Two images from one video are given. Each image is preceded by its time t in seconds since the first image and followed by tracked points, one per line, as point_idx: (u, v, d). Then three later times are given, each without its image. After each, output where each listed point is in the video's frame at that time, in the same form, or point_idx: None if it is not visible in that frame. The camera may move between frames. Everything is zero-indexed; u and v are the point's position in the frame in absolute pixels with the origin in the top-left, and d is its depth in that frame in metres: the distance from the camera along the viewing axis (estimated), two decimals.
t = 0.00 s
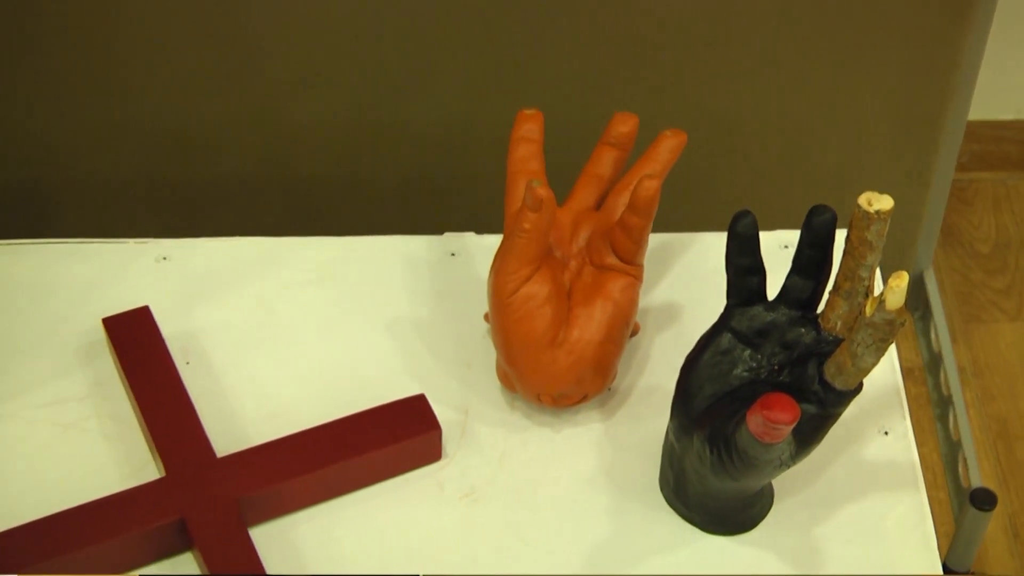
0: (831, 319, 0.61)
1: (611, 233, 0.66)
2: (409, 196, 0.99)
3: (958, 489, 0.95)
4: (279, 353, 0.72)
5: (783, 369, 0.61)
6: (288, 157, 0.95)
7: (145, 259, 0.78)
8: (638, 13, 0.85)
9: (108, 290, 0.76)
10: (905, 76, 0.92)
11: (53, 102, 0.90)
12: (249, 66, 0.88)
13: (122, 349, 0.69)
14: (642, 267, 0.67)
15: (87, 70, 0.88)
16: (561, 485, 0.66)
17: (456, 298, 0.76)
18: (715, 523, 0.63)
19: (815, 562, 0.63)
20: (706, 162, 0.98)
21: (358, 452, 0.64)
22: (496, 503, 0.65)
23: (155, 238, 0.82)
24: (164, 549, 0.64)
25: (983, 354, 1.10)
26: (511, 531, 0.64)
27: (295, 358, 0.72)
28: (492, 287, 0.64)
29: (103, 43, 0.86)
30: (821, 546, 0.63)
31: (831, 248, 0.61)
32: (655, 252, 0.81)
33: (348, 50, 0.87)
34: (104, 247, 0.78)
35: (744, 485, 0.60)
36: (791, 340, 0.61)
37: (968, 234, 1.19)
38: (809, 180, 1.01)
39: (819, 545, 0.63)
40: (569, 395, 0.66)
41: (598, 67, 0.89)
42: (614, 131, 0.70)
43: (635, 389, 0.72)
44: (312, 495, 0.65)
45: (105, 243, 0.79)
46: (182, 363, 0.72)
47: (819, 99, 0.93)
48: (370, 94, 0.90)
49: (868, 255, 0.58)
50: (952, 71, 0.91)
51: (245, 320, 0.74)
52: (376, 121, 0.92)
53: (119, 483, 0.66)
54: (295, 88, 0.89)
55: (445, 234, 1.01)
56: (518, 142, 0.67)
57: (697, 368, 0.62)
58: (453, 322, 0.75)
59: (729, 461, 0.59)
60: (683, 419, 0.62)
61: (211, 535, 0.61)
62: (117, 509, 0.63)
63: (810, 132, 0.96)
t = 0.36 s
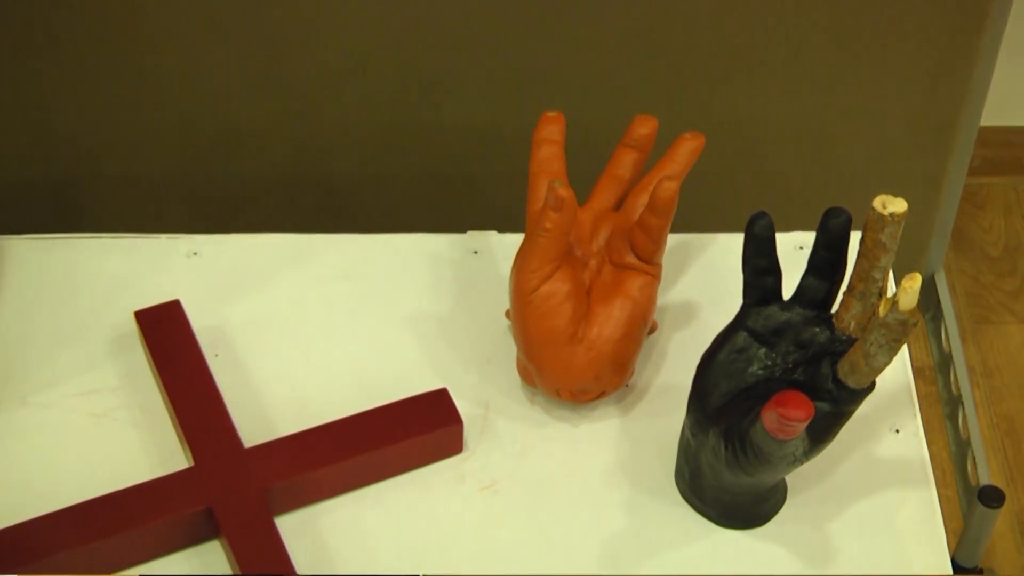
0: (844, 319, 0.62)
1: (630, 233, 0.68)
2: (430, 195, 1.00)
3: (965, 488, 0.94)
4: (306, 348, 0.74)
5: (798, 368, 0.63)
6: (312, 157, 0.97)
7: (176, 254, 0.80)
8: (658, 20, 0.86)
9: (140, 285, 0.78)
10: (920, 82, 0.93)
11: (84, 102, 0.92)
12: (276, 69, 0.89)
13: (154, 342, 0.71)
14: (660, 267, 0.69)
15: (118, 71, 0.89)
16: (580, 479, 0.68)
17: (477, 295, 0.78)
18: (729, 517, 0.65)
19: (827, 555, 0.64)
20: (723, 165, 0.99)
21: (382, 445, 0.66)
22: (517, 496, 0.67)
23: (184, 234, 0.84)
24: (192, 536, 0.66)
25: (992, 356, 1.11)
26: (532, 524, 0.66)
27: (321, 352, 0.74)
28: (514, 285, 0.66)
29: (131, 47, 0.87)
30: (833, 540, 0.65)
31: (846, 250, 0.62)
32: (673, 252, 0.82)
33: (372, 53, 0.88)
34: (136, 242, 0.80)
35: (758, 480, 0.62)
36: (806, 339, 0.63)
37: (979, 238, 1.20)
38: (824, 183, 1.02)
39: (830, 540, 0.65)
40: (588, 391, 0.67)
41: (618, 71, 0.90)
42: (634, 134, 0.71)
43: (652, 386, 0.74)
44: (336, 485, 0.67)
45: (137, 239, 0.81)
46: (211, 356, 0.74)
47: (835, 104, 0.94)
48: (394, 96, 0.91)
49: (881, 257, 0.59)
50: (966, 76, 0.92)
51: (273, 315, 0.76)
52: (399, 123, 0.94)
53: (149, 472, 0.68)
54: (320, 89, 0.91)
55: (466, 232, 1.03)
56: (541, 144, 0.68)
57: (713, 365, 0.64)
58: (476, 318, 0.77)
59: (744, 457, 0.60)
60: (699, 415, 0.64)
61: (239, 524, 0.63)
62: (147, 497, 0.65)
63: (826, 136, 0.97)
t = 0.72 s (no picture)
0: (854, 319, 0.63)
1: (645, 233, 0.69)
2: (447, 194, 1.02)
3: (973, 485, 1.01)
4: (326, 343, 0.76)
5: (808, 366, 0.64)
6: (331, 156, 0.98)
7: (201, 251, 0.81)
8: (673, 23, 0.88)
9: (166, 281, 0.80)
10: (932, 85, 0.94)
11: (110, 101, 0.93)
12: (298, 69, 0.91)
13: (180, 336, 0.73)
14: (674, 267, 0.70)
15: (144, 71, 0.91)
16: (594, 474, 0.70)
17: (494, 293, 0.80)
18: (740, 512, 0.66)
19: (835, 550, 0.66)
20: (736, 167, 1.01)
21: (401, 438, 0.68)
22: (532, 489, 0.69)
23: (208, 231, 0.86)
24: (214, 526, 0.67)
25: (998, 357, 1.12)
26: (547, 517, 0.67)
27: (341, 348, 0.76)
28: (531, 283, 0.67)
29: (156, 48, 0.89)
30: (841, 535, 0.66)
31: (856, 252, 0.64)
32: (686, 252, 0.84)
33: (393, 55, 0.90)
34: (162, 239, 0.82)
35: (767, 476, 0.63)
36: (816, 339, 0.64)
37: (985, 240, 1.21)
38: (836, 185, 1.03)
39: (838, 536, 0.66)
40: (602, 388, 0.69)
41: (634, 73, 0.92)
42: (649, 136, 0.73)
43: (664, 383, 0.75)
44: (355, 477, 0.68)
45: (162, 235, 0.83)
46: (235, 351, 0.75)
47: (848, 106, 0.96)
48: (414, 96, 0.93)
49: (891, 259, 0.60)
50: (976, 79, 0.94)
51: (294, 311, 0.78)
52: (418, 123, 0.95)
53: (174, 463, 0.70)
54: (341, 89, 0.92)
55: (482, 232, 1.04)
56: (558, 145, 0.70)
57: (725, 363, 0.65)
58: (492, 315, 0.78)
59: (755, 453, 0.62)
60: (711, 412, 0.65)
61: (261, 515, 0.65)
62: (170, 489, 0.67)
63: (839, 139, 0.99)
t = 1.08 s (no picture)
0: (866, 321, 0.65)
1: (661, 235, 0.71)
2: (467, 195, 1.04)
3: (979, 483, 1.05)
4: (350, 339, 0.78)
5: (820, 366, 0.65)
6: (354, 157, 1.00)
7: (229, 248, 0.83)
8: (690, 28, 0.90)
9: (195, 277, 0.82)
10: (944, 89, 0.96)
11: (141, 100, 0.96)
12: (324, 70, 0.93)
13: (209, 331, 0.75)
14: (689, 268, 0.72)
15: (175, 71, 0.94)
16: (610, 469, 0.71)
17: (513, 291, 0.82)
18: (751, 507, 0.68)
19: (844, 545, 0.67)
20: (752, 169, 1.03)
21: (423, 432, 0.70)
22: (549, 483, 0.71)
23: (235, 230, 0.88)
24: (240, 516, 0.70)
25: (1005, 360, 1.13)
26: (563, 510, 0.69)
27: (364, 343, 0.78)
28: (549, 282, 0.69)
29: (186, 47, 0.92)
30: (850, 531, 0.68)
31: (867, 254, 0.65)
32: (701, 253, 0.85)
33: (417, 56, 0.92)
34: (192, 236, 0.84)
35: (779, 472, 0.65)
36: (828, 339, 0.66)
37: (993, 246, 1.21)
38: (849, 189, 1.05)
39: (848, 531, 0.68)
40: (617, 385, 0.71)
41: (652, 77, 0.93)
42: (666, 140, 0.75)
43: (679, 380, 0.77)
44: (376, 469, 0.70)
45: (191, 232, 0.85)
46: (261, 345, 0.78)
47: (862, 111, 0.97)
48: (437, 98, 0.95)
49: (901, 261, 0.62)
50: (988, 83, 0.95)
51: (319, 308, 0.80)
52: (439, 124, 0.97)
53: (202, 454, 0.72)
54: (365, 91, 0.95)
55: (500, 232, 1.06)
56: (577, 148, 0.71)
57: (739, 362, 0.67)
58: (512, 314, 0.80)
59: (767, 450, 0.63)
60: (724, 409, 0.67)
61: (287, 505, 0.67)
62: (199, 479, 0.69)
63: (853, 143, 1.00)
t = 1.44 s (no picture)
0: (874, 321, 0.67)
1: (674, 236, 0.73)
2: (485, 195, 1.06)
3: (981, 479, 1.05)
4: (371, 334, 0.80)
5: (828, 365, 0.67)
6: (374, 157, 1.02)
7: (254, 245, 0.86)
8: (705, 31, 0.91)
9: (220, 273, 0.84)
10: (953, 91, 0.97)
11: (167, 101, 0.98)
12: (346, 73, 0.95)
13: (233, 326, 0.77)
14: (702, 268, 0.74)
15: (201, 73, 0.96)
16: (624, 464, 0.73)
17: (530, 290, 0.84)
18: (760, 502, 0.70)
19: (851, 540, 0.69)
20: (764, 172, 1.04)
21: (442, 425, 0.72)
22: (563, 477, 0.72)
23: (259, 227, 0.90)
24: (264, 505, 0.72)
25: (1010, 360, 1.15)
26: (577, 503, 0.71)
27: (385, 339, 0.80)
28: (566, 281, 0.71)
29: (211, 49, 0.94)
30: (857, 526, 0.70)
31: (876, 257, 0.67)
32: (713, 254, 0.87)
33: (437, 60, 0.94)
34: (218, 234, 0.87)
35: (788, 468, 0.67)
36: (837, 338, 0.67)
37: (997, 248, 1.23)
38: (861, 192, 1.07)
39: (854, 526, 0.70)
40: (631, 381, 0.72)
41: (667, 81, 0.95)
42: (680, 144, 0.76)
43: (691, 377, 0.79)
44: (396, 462, 0.72)
45: (217, 230, 0.87)
46: (284, 340, 0.80)
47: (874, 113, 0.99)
48: (456, 100, 0.97)
49: (909, 264, 0.63)
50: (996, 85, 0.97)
51: (341, 304, 0.82)
52: (458, 125, 0.99)
53: (226, 445, 0.74)
54: (386, 93, 0.97)
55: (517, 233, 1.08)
56: (593, 151, 0.73)
57: (750, 360, 0.69)
58: (528, 311, 0.82)
59: (776, 445, 0.65)
60: (735, 406, 0.69)
61: (310, 495, 0.69)
62: (223, 470, 0.71)
63: (863, 145, 1.02)
